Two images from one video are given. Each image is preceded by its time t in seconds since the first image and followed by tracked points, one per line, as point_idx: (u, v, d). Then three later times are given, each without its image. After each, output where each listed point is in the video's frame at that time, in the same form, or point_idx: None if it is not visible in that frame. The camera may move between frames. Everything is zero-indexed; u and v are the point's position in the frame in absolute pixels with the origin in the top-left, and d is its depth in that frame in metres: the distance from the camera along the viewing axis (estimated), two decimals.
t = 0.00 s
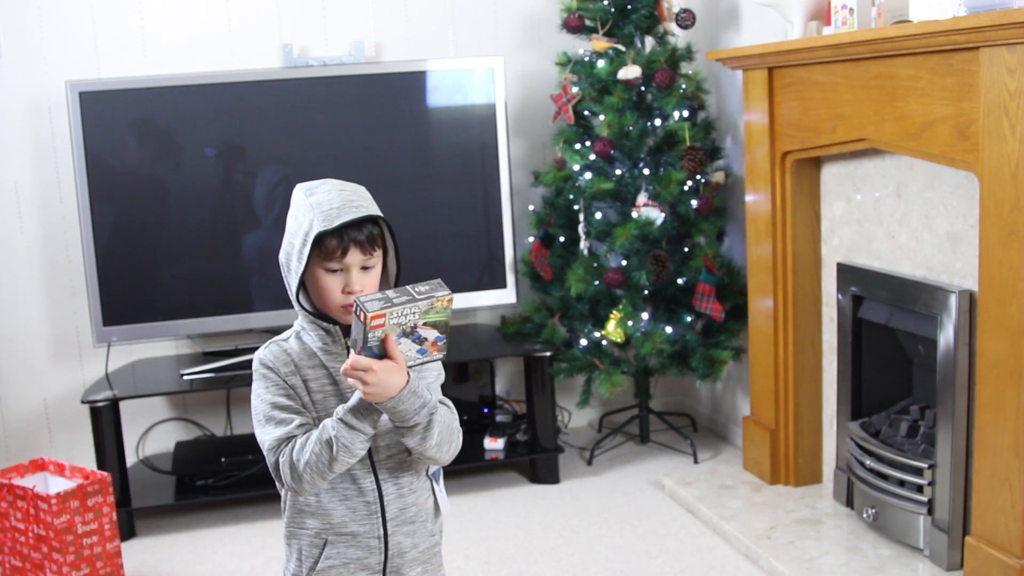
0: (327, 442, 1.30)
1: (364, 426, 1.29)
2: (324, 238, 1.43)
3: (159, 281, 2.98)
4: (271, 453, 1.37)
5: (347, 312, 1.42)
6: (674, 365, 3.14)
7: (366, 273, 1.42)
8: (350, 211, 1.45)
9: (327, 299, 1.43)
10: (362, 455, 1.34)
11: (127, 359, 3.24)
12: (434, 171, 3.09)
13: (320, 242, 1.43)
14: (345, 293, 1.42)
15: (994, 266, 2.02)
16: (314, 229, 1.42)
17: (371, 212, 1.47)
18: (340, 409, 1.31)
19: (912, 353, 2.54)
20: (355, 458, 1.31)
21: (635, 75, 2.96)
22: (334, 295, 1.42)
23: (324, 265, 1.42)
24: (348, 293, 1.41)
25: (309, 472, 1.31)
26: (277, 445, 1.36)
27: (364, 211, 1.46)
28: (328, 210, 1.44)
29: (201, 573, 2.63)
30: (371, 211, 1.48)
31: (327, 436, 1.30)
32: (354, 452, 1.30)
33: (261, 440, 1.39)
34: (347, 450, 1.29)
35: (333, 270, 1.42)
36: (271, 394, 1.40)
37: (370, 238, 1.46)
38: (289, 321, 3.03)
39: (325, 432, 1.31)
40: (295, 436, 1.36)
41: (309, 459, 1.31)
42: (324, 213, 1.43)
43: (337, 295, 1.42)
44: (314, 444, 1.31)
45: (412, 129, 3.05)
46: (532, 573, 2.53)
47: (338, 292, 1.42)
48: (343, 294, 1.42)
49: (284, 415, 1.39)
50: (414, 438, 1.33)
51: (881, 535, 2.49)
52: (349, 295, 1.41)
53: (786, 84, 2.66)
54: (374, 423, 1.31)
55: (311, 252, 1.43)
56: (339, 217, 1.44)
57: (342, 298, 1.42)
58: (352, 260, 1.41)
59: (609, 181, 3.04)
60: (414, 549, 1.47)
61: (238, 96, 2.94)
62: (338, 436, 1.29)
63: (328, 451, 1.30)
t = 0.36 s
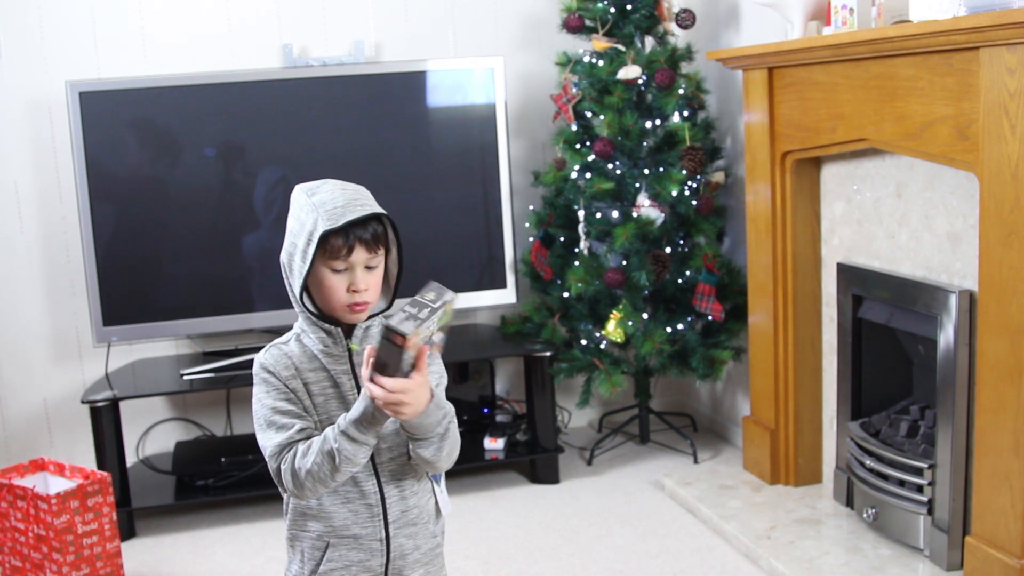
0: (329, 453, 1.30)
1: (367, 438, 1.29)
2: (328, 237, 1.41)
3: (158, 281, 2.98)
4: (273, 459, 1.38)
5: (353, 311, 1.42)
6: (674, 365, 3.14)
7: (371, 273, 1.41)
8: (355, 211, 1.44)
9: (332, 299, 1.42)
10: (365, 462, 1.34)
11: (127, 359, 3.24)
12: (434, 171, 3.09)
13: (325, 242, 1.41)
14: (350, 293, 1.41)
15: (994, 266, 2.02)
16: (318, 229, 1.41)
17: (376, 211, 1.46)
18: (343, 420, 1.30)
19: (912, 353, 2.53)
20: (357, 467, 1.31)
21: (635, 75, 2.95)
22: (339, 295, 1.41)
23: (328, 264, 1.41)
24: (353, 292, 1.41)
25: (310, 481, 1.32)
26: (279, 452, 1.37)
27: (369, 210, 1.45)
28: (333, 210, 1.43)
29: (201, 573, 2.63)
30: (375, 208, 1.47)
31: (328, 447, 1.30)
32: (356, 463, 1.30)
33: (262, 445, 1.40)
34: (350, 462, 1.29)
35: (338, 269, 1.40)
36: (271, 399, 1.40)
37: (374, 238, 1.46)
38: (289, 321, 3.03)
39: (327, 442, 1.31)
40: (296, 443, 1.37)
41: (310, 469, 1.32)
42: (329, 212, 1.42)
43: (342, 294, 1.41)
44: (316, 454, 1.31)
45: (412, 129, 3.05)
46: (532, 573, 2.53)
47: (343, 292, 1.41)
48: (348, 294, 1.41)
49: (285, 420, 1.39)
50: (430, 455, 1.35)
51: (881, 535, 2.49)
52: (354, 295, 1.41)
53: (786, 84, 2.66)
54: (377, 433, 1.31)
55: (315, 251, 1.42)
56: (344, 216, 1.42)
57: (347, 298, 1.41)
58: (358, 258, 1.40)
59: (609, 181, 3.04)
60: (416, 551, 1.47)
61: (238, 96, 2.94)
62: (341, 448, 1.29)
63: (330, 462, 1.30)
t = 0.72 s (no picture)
0: (318, 464, 1.31)
1: (355, 450, 1.30)
2: (338, 239, 1.42)
3: (158, 281, 2.98)
4: (264, 465, 1.37)
5: (356, 313, 1.44)
6: (674, 365, 3.14)
7: (376, 276, 1.44)
8: (367, 214, 1.45)
9: (336, 299, 1.44)
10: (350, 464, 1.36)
11: (127, 359, 3.24)
12: (434, 171, 3.09)
13: (336, 243, 1.42)
14: (356, 295, 1.43)
15: (994, 266, 2.02)
16: (331, 229, 1.41)
17: (387, 215, 1.47)
18: (331, 432, 1.30)
19: (912, 353, 2.53)
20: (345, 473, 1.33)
21: (635, 75, 2.96)
22: (344, 297, 1.43)
23: (337, 265, 1.43)
24: (359, 295, 1.43)
25: (301, 489, 1.32)
26: (271, 458, 1.37)
27: (381, 215, 1.47)
28: (346, 211, 1.43)
29: (201, 573, 2.63)
30: (384, 211, 1.49)
31: (318, 458, 1.31)
32: (343, 471, 1.32)
33: (255, 450, 1.39)
34: (339, 471, 1.31)
35: (347, 270, 1.43)
36: (266, 401, 1.40)
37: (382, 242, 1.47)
38: (289, 321, 3.03)
39: (315, 453, 1.31)
40: (286, 448, 1.37)
41: (300, 479, 1.32)
42: (342, 214, 1.43)
43: (347, 296, 1.43)
44: (305, 463, 1.32)
45: (412, 129, 3.05)
46: (532, 573, 2.53)
47: (348, 293, 1.43)
48: (353, 296, 1.43)
49: (277, 425, 1.39)
50: (445, 450, 1.43)
51: (881, 535, 2.49)
52: (359, 297, 1.43)
53: (786, 84, 2.66)
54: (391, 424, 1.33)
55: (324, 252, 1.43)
56: (357, 219, 1.43)
57: (352, 300, 1.43)
58: (367, 261, 1.43)
59: (609, 181, 3.04)
60: (414, 550, 1.47)
61: (238, 96, 2.94)
62: (330, 460, 1.30)
63: (320, 472, 1.31)
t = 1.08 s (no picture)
0: (313, 461, 1.31)
1: (348, 444, 1.30)
2: (346, 241, 1.43)
3: (158, 281, 2.98)
4: (263, 466, 1.37)
5: (357, 316, 1.46)
6: (674, 365, 3.14)
7: (380, 281, 1.46)
8: (376, 218, 1.45)
9: (339, 300, 1.45)
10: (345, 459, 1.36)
11: (127, 359, 3.24)
12: (433, 171, 3.09)
13: (343, 245, 1.43)
14: (358, 298, 1.45)
15: (994, 266, 2.02)
16: (339, 231, 1.42)
17: (397, 221, 1.48)
18: (322, 428, 1.30)
19: (912, 353, 2.53)
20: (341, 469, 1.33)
21: (635, 75, 2.96)
22: (347, 299, 1.45)
23: (342, 267, 1.44)
24: (361, 298, 1.45)
25: (298, 487, 1.32)
26: (269, 459, 1.37)
27: (390, 220, 1.47)
28: (355, 214, 1.44)
29: (201, 573, 2.63)
30: (393, 215, 1.49)
31: (312, 454, 1.30)
32: (339, 466, 1.32)
33: (254, 451, 1.39)
34: (335, 466, 1.31)
35: (351, 273, 1.44)
36: (266, 401, 1.40)
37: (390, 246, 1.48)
38: (289, 321, 3.03)
39: (309, 449, 1.31)
40: (283, 448, 1.37)
41: (296, 477, 1.32)
42: (351, 216, 1.43)
43: (350, 298, 1.45)
44: (300, 461, 1.32)
45: (412, 129, 3.05)
46: (532, 573, 2.53)
47: (351, 296, 1.45)
48: (356, 298, 1.45)
49: (276, 425, 1.39)
50: (451, 447, 1.44)
51: (881, 535, 2.49)
52: (361, 301, 1.45)
53: (786, 84, 2.66)
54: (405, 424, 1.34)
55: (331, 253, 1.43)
56: (366, 223, 1.44)
57: (355, 302, 1.45)
58: (372, 265, 1.44)
59: (609, 181, 3.04)
60: (415, 551, 1.47)
61: (239, 96, 2.94)
62: (324, 456, 1.30)
63: (316, 468, 1.31)
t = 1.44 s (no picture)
0: (305, 455, 1.31)
1: (340, 436, 1.30)
2: (350, 241, 1.42)
3: (159, 281, 2.98)
4: (260, 465, 1.37)
5: (359, 317, 1.45)
6: (674, 365, 3.14)
7: (383, 281, 1.45)
8: (380, 219, 1.45)
9: (341, 299, 1.44)
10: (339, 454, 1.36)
11: (127, 359, 3.24)
12: (433, 171, 3.09)
13: (347, 245, 1.42)
14: (360, 298, 1.44)
15: (994, 266, 2.02)
16: (343, 231, 1.42)
17: (401, 222, 1.48)
18: (314, 421, 1.30)
19: (912, 353, 2.53)
20: (335, 463, 1.33)
21: (635, 75, 2.96)
22: (350, 299, 1.44)
23: (345, 267, 1.43)
24: (364, 298, 1.44)
25: (292, 484, 1.32)
26: (265, 458, 1.37)
27: (395, 221, 1.47)
28: (360, 214, 1.43)
29: (201, 573, 2.63)
30: (398, 216, 1.49)
31: (304, 448, 1.31)
32: (332, 459, 1.32)
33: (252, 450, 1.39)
34: (328, 460, 1.31)
35: (354, 273, 1.44)
36: (265, 399, 1.40)
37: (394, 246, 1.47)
38: (288, 321, 3.03)
39: (301, 444, 1.31)
40: (280, 447, 1.37)
41: (290, 472, 1.32)
42: (355, 216, 1.43)
43: (352, 298, 1.44)
44: (293, 456, 1.32)
45: (411, 129, 3.05)
46: (532, 573, 2.53)
47: (354, 296, 1.44)
48: (358, 298, 1.44)
49: (273, 424, 1.39)
50: (453, 440, 1.43)
51: (881, 535, 2.49)
52: (364, 301, 1.44)
53: (786, 84, 2.66)
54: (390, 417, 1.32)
55: (335, 252, 1.43)
56: (370, 223, 1.43)
57: (356, 302, 1.44)
58: (375, 266, 1.44)
59: (609, 181, 3.04)
60: (412, 553, 1.47)
61: (239, 96, 2.94)
62: (316, 449, 1.30)
63: (309, 463, 1.31)
